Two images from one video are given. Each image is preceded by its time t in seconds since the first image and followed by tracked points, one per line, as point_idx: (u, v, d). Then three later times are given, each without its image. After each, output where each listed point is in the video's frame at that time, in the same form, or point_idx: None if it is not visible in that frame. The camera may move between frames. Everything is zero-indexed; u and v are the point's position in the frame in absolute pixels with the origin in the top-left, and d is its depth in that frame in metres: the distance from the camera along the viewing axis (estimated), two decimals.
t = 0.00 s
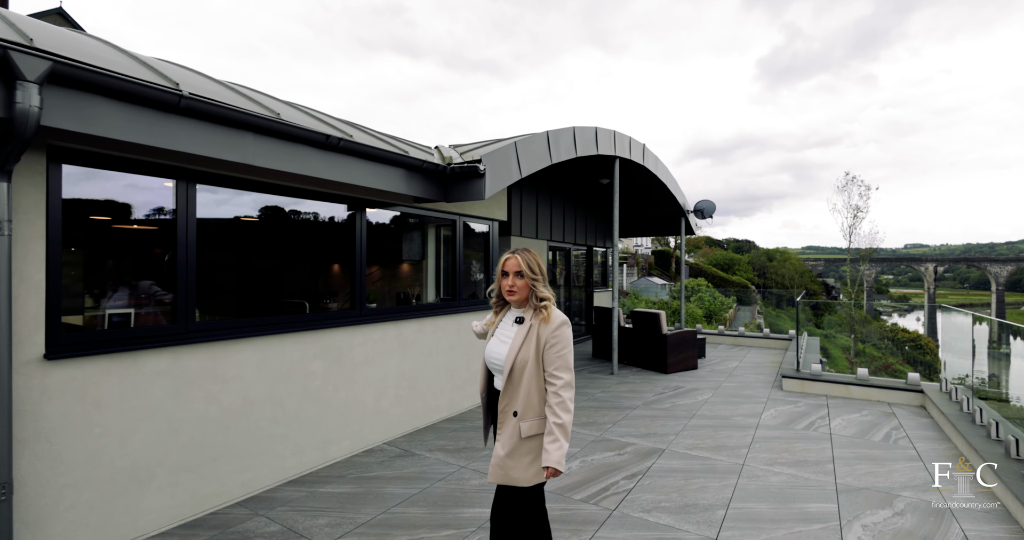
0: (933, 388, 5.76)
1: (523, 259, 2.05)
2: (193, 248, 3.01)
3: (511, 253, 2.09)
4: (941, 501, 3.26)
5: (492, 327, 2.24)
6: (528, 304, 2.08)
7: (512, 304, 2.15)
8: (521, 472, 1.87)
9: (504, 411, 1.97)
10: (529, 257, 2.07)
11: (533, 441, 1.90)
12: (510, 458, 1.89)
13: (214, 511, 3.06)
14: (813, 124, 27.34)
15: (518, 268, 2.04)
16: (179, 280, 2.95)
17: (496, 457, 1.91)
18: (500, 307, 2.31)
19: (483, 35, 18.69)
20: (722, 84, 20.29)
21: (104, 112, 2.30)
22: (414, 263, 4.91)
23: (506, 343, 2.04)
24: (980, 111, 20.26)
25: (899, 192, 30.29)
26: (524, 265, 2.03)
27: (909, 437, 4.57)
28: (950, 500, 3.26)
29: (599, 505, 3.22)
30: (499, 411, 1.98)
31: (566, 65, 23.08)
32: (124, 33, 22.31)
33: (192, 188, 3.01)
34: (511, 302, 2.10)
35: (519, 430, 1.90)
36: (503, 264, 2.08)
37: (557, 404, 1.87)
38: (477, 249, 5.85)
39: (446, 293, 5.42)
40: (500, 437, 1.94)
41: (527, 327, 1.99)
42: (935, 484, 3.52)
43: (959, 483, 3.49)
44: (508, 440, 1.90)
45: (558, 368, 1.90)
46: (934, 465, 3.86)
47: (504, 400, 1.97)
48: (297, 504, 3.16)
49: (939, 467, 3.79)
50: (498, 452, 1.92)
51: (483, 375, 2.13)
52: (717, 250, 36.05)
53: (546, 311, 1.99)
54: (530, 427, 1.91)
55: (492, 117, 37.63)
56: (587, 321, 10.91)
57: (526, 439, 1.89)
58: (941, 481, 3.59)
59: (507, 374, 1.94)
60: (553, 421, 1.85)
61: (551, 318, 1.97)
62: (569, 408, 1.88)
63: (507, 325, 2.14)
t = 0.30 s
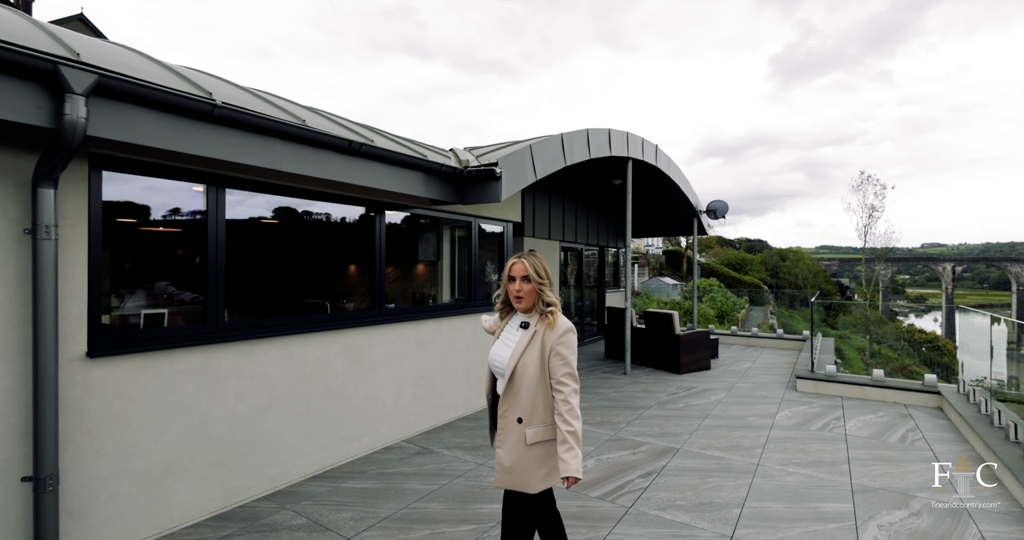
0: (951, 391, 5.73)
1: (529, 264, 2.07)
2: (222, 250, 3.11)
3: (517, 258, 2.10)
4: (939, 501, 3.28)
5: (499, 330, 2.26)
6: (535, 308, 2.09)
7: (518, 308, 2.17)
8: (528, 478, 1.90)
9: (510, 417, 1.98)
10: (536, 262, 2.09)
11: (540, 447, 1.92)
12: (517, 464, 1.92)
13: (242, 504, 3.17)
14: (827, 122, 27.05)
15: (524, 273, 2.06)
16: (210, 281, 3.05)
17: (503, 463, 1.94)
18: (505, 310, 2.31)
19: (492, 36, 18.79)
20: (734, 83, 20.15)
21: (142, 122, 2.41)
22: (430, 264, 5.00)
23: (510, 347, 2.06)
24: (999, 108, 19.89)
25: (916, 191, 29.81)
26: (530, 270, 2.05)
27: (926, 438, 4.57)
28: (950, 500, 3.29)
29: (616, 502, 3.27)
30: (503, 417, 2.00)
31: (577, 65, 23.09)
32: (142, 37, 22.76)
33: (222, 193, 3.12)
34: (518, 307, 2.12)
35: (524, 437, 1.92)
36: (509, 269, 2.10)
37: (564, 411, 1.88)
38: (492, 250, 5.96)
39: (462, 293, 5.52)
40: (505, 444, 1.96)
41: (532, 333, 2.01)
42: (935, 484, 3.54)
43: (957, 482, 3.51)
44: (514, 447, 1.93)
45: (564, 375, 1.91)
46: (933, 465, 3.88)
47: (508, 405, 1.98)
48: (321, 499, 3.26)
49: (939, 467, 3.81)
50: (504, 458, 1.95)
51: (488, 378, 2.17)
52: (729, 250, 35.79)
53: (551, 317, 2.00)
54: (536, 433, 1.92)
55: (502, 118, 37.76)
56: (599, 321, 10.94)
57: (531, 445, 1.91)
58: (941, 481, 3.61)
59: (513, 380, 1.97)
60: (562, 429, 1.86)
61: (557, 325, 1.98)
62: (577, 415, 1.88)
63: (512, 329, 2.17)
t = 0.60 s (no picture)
0: (968, 392, 5.68)
1: (538, 265, 2.05)
2: (245, 251, 3.19)
3: (526, 259, 2.09)
4: (939, 501, 3.28)
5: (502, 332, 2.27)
6: (541, 311, 2.09)
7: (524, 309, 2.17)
8: (524, 483, 1.88)
9: (511, 420, 1.97)
10: (545, 263, 2.07)
11: (540, 452, 1.91)
12: (517, 469, 1.90)
13: (265, 500, 3.25)
14: (840, 121, 26.73)
15: (533, 275, 2.05)
16: (234, 281, 3.14)
17: (502, 469, 1.92)
18: (510, 312, 2.31)
19: (501, 36, 18.83)
20: (745, 81, 20.00)
21: (173, 128, 2.49)
22: (443, 266, 5.06)
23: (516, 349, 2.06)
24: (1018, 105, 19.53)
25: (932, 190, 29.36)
26: (539, 272, 2.04)
27: (943, 440, 4.53)
28: (949, 500, 3.30)
29: (632, 501, 3.31)
30: (505, 420, 1.98)
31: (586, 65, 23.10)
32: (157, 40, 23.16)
33: (247, 195, 3.20)
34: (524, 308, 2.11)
35: (526, 441, 1.91)
36: (518, 270, 2.09)
37: (564, 415, 1.88)
38: (505, 251, 6.03)
39: (476, 293, 5.59)
40: (506, 448, 1.94)
41: (539, 335, 2.00)
42: (934, 484, 3.55)
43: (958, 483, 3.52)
44: (515, 452, 1.91)
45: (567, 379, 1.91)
46: (933, 465, 3.90)
47: (509, 408, 1.97)
48: (342, 495, 3.34)
49: (939, 467, 3.82)
50: (505, 464, 1.92)
51: (489, 378, 2.20)
52: (741, 250, 35.50)
53: (559, 321, 1.99)
54: (536, 438, 1.92)
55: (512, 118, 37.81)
56: (610, 321, 10.95)
57: (532, 450, 1.90)
58: (940, 481, 3.61)
59: (517, 383, 1.96)
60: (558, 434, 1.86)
61: (564, 328, 1.98)
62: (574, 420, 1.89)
63: (518, 330, 2.17)
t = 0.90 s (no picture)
0: (985, 393, 5.63)
1: (546, 265, 2.08)
2: (268, 252, 3.26)
3: (533, 259, 2.12)
4: (937, 502, 3.27)
5: (512, 332, 2.28)
6: (551, 311, 2.12)
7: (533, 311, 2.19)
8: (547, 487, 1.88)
9: (527, 422, 1.96)
10: (553, 263, 2.10)
11: (557, 452, 1.92)
12: (536, 473, 1.90)
13: (288, 495, 3.31)
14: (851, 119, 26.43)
15: (541, 275, 2.09)
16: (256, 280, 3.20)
17: (520, 474, 1.90)
18: (519, 313, 2.34)
19: (509, 37, 18.85)
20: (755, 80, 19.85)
21: (201, 131, 2.55)
22: (457, 266, 5.11)
23: (527, 349, 2.08)
24: None
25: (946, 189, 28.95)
26: (547, 271, 2.07)
27: (961, 441, 4.50)
28: (949, 500, 3.29)
29: (648, 499, 3.33)
30: (519, 423, 1.97)
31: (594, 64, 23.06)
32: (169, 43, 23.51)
33: (269, 197, 3.26)
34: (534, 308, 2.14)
35: (543, 443, 1.92)
36: (526, 270, 2.12)
37: (582, 415, 1.89)
38: (518, 251, 6.09)
39: (490, 293, 5.63)
40: (522, 452, 1.93)
41: (549, 335, 2.03)
42: (934, 484, 3.55)
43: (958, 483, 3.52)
44: (532, 454, 1.91)
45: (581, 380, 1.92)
46: (933, 465, 3.89)
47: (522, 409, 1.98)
48: (362, 491, 3.39)
49: (939, 468, 3.82)
50: (522, 469, 1.91)
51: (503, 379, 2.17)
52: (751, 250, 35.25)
53: (570, 320, 2.03)
54: (554, 439, 1.93)
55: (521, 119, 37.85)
56: (620, 321, 10.95)
57: (550, 451, 1.91)
58: (940, 481, 3.61)
59: (531, 383, 1.98)
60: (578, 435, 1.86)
61: (574, 326, 2.02)
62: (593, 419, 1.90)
63: (528, 331, 2.20)
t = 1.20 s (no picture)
0: (999, 393, 5.60)
1: (557, 265, 2.09)
2: (289, 253, 3.31)
3: (543, 258, 2.13)
4: (938, 501, 3.27)
5: (523, 333, 2.30)
6: (562, 310, 2.13)
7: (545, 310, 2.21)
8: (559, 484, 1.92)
9: (539, 420, 1.99)
10: (563, 263, 2.11)
11: (569, 451, 1.95)
12: (548, 469, 1.94)
13: (309, 491, 3.37)
14: (859, 118, 26.27)
15: (551, 273, 2.08)
16: (278, 280, 3.25)
17: (533, 469, 1.95)
18: (531, 312, 2.36)
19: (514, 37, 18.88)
20: (762, 79, 19.79)
21: (228, 133, 2.61)
22: (470, 266, 5.15)
23: (540, 350, 2.09)
24: None
25: (956, 188, 28.69)
26: (559, 271, 2.08)
27: (975, 441, 4.49)
28: (950, 500, 3.28)
29: (663, 497, 3.36)
30: (533, 420, 2.00)
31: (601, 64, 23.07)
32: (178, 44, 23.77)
33: (290, 198, 3.32)
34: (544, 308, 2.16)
35: (556, 441, 1.94)
36: (536, 269, 2.13)
37: (593, 414, 1.93)
38: (530, 250, 6.14)
39: (502, 293, 5.68)
40: (536, 448, 1.96)
41: (563, 335, 2.06)
42: (934, 484, 3.54)
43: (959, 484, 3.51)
44: (545, 451, 1.94)
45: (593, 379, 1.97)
46: (933, 465, 3.88)
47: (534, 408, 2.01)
48: (381, 488, 3.45)
49: (940, 468, 3.81)
50: (535, 463, 1.96)
51: (512, 380, 2.19)
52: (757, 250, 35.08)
53: (583, 321, 2.05)
54: (567, 436, 1.96)
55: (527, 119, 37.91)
56: (629, 321, 10.96)
57: (563, 449, 1.94)
58: (941, 481, 3.61)
59: (543, 383, 1.99)
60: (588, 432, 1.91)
61: (588, 328, 2.04)
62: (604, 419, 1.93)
63: (540, 330, 2.21)
